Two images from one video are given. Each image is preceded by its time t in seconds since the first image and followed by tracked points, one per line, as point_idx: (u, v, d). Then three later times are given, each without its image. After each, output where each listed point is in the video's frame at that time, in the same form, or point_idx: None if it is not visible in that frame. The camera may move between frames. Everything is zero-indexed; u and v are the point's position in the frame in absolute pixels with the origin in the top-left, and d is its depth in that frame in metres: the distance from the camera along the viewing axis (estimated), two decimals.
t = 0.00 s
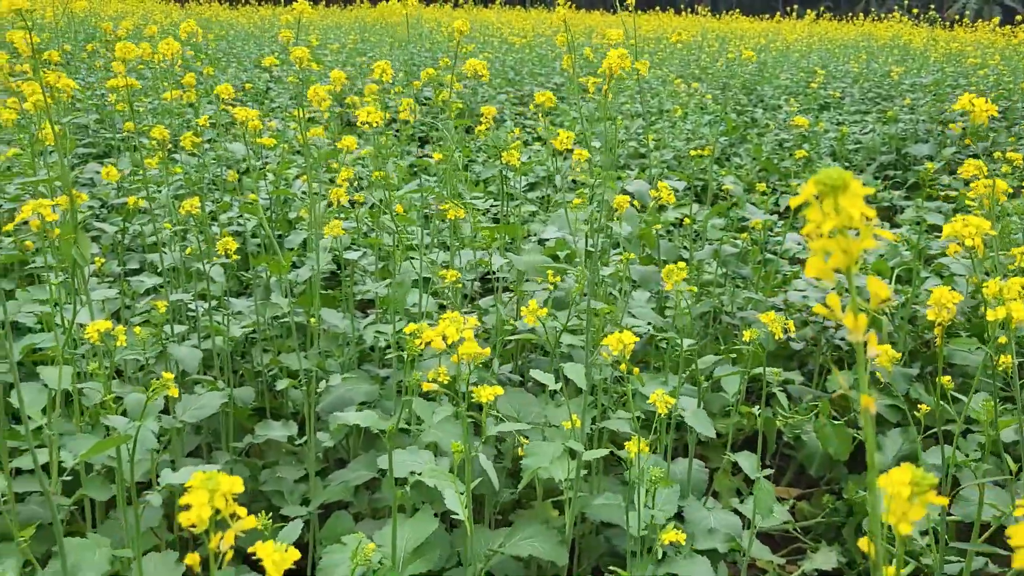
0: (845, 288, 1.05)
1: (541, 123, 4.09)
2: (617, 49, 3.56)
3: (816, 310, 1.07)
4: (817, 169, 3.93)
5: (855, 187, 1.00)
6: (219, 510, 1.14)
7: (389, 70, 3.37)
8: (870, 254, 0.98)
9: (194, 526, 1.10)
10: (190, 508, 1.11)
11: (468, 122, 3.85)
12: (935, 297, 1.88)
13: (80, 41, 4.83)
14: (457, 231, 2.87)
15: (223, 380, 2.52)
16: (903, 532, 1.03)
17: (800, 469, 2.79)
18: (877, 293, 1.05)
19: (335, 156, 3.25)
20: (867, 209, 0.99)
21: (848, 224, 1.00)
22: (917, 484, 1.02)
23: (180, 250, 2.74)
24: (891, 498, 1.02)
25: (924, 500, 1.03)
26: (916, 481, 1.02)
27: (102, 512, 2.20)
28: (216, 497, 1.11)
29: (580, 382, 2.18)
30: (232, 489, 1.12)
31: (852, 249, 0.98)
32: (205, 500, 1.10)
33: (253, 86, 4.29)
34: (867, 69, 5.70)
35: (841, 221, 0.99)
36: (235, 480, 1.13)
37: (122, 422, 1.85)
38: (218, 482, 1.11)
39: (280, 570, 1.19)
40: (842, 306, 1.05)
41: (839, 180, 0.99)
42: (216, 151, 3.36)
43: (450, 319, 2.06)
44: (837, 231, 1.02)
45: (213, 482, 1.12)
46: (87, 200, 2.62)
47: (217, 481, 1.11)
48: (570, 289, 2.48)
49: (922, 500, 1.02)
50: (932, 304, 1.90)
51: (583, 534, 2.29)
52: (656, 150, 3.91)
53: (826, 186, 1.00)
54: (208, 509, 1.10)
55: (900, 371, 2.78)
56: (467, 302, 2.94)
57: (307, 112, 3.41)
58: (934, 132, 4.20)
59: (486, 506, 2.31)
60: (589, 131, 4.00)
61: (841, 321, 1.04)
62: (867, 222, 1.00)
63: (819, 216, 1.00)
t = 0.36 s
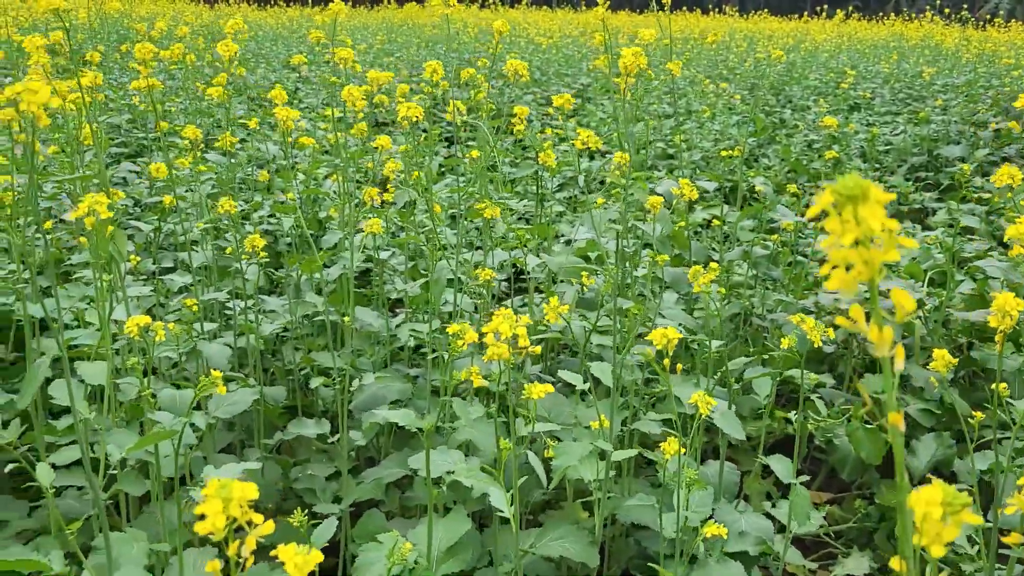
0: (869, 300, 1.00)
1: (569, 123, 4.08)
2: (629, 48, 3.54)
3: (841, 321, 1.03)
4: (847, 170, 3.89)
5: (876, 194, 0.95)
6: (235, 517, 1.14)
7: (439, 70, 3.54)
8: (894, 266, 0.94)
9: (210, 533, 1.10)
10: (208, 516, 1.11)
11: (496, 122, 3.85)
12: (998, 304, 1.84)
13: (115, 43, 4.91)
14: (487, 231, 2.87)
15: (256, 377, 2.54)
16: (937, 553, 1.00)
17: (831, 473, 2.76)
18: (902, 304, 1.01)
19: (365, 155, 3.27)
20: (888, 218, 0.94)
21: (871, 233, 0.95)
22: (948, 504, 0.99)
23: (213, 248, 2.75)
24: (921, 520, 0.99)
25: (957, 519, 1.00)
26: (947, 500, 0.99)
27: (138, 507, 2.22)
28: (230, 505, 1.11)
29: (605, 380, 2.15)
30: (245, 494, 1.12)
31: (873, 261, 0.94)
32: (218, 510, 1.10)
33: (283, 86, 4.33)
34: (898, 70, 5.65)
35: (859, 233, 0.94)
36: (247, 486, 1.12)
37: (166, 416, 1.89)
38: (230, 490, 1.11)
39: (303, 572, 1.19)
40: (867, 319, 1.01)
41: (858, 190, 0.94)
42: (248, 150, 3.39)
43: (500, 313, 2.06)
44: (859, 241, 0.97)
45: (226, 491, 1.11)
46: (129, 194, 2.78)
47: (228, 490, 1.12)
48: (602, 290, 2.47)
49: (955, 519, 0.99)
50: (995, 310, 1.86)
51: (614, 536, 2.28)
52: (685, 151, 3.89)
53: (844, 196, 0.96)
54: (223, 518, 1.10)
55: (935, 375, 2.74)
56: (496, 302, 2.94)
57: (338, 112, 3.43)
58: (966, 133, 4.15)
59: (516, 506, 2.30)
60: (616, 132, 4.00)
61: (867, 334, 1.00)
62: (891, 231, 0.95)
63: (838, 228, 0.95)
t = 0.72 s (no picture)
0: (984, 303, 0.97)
1: (597, 123, 4.08)
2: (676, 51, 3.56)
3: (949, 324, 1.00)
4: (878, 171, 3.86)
5: (998, 196, 0.92)
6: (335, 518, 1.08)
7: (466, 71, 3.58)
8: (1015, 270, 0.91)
9: (312, 535, 1.04)
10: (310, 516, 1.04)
11: (524, 122, 3.85)
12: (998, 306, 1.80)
13: (149, 44, 4.98)
14: (516, 232, 2.87)
15: (286, 375, 2.54)
16: None
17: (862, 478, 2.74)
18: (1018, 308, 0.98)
19: (395, 155, 3.28)
20: (1013, 221, 0.91)
21: (993, 236, 0.92)
22: None
23: (246, 247, 2.77)
24: None
25: None
26: None
27: (170, 504, 2.24)
28: (337, 508, 1.05)
29: (645, 384, 2.14)
30: (354, 499, 1.06)
31: (993, 264, 0.91)
32: (326, 511, 1.03)
33: (313, 86, 4.36)
34: (928, 70, 5.59)
35: (978, 235, 0.91)
36: (356, 490, 1.06)
37: (202, 416, 1.89)
38: (341, 492, 1.05)
39: None
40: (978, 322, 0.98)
41: (980, 190, 0.92)
42: (279, 149, 3.41)
43: (513, 320, 2.07)
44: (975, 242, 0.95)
45: (335, 492, 1.05)
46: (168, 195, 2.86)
47: (338, 491, 1.05)
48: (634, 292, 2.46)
49: None
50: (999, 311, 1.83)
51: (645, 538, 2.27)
52: (714, 152, 3.87)
53: (964, 196, 0.93)
54: (330, 521, 1.03)
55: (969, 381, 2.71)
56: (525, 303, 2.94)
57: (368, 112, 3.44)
58: (999, 135, 4.10)
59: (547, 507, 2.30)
60: (645, 133, 3.98)
61: (978, 337, 0.97)
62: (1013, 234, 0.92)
63: (957, 228, 0.93)
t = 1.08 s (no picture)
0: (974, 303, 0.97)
1: (626, 123, 4.07)
2: (708, 51, 3.55)
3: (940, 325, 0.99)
4: (909, 171, 3.81)
5: (975, 196, 0.93)
6: (339, 513, 1.05)
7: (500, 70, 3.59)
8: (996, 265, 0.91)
9: (315, 532, 1.01)
10: (312, 512, 1.02)
11: (553, 121, 3.85)
12: None
13: (180, 44, 5.03)
14: (545, 231, 2.86)
15: (317, 373, 2.56)
16: None
17: (895, 481, 2.71)
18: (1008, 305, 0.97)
19: (424, 154, 3.29)
20: (992, 218, 0.92)
21: (972, 234, 0.92)
22: None
23: (278, 245, 2.79)
24: None
25: None
26: None
27: (203, 499, 2.26)
28: (337, 504, 1.02)
29: (679, 384, 2.13)
30: (353, 494, 1.03)
31: (976, 261, 0.91)
32: (326, 507, 1.01)
33: (342, 85, 4.39)
34: (961, 70, 5.53)
35: (960, 233, 0.92)
36: (355, 484, 1.03)
37: (238, 410, 1.90)
38: (339, 488, 1.02)
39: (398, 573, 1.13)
40: (970, 322, 0.97)
41: (957, 191, 0.93)
42: (309, 148, 3.43)
43: (557, 314, 2.06)
44: (960, 241, 0.95)
45: (334, 488, 1.02)
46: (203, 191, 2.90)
47: (334, 487, 1.02)
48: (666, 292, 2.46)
49: None
50: None
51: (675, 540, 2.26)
52: (743, 152, 3.85)
53: (944, 197, 0.94)
54: (330, 515, 1.01)
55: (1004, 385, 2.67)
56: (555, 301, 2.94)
57: (398, 112, 3.46)
58: None
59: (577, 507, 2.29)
60: (672, 133, 3.96)
61: (971, 337, 0.96)
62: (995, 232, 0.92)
63: (937, 229, 0.93)
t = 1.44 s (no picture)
0: None
1: (656, 124, 4.06)
2: (740, 52, 3.53)
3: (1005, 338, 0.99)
4: (943, 174, 3.77)
5: None
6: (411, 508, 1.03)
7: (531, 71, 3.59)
8: None
9: (386, 525, 0.99)
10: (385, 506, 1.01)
11: (582, 122, 3.86)
12: None
13: (212, 45, 5.10)
14: (577, 232, 2.86)
15: (350, 372, 2.57)
16: None
17: (929, 488, 2.68)
18: None
19: (455, 155, 3.30)
20: None
21: None
22: None
23: (312, 245, 2.82)
24: None
25: None
26: None
27: (238, 496, 2.27)
28: (410, 497, 1.00)
29: (714, 388, 2.12)
30: (426, 487, 1.01)
31: None
32: (400, 500, 0.99)
33: (373, 86, 4.42)
34: (996, 71, 5.46)
35: None
36: (428, 479, 1.01)
37: (277, 407, 1.93)
38: (412, 482, 1.00)
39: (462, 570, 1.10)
40: None
41: None
42: (340, 149, 3.46)
43: (617, 322, 1.98)
44: None
45: (407, 481, 1.01)
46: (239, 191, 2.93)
47: (408, 480, 1.00)
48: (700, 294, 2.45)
49: None
50: None
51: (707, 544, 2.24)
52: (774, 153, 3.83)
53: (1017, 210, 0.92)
54: (405, 509, 0.99)
55: None
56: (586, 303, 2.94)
57: (429, 113, 3.48)
58: None
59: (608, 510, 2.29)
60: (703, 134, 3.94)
61: None
62: None
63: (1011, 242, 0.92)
